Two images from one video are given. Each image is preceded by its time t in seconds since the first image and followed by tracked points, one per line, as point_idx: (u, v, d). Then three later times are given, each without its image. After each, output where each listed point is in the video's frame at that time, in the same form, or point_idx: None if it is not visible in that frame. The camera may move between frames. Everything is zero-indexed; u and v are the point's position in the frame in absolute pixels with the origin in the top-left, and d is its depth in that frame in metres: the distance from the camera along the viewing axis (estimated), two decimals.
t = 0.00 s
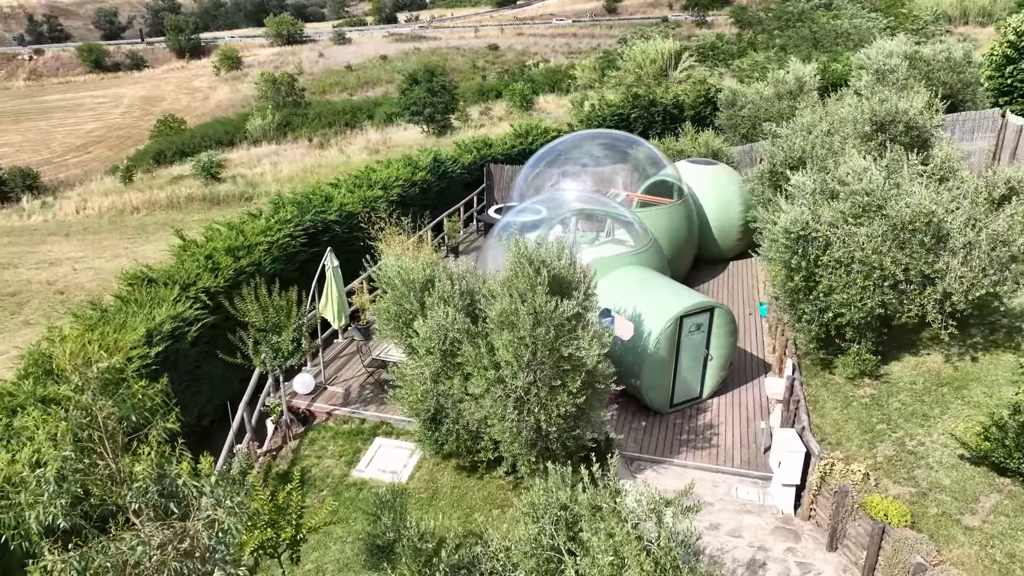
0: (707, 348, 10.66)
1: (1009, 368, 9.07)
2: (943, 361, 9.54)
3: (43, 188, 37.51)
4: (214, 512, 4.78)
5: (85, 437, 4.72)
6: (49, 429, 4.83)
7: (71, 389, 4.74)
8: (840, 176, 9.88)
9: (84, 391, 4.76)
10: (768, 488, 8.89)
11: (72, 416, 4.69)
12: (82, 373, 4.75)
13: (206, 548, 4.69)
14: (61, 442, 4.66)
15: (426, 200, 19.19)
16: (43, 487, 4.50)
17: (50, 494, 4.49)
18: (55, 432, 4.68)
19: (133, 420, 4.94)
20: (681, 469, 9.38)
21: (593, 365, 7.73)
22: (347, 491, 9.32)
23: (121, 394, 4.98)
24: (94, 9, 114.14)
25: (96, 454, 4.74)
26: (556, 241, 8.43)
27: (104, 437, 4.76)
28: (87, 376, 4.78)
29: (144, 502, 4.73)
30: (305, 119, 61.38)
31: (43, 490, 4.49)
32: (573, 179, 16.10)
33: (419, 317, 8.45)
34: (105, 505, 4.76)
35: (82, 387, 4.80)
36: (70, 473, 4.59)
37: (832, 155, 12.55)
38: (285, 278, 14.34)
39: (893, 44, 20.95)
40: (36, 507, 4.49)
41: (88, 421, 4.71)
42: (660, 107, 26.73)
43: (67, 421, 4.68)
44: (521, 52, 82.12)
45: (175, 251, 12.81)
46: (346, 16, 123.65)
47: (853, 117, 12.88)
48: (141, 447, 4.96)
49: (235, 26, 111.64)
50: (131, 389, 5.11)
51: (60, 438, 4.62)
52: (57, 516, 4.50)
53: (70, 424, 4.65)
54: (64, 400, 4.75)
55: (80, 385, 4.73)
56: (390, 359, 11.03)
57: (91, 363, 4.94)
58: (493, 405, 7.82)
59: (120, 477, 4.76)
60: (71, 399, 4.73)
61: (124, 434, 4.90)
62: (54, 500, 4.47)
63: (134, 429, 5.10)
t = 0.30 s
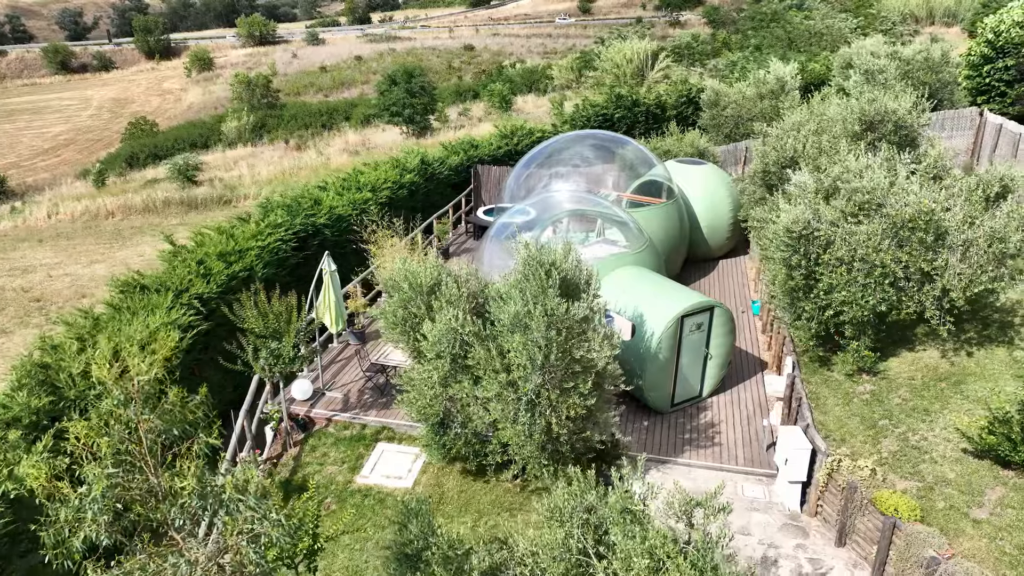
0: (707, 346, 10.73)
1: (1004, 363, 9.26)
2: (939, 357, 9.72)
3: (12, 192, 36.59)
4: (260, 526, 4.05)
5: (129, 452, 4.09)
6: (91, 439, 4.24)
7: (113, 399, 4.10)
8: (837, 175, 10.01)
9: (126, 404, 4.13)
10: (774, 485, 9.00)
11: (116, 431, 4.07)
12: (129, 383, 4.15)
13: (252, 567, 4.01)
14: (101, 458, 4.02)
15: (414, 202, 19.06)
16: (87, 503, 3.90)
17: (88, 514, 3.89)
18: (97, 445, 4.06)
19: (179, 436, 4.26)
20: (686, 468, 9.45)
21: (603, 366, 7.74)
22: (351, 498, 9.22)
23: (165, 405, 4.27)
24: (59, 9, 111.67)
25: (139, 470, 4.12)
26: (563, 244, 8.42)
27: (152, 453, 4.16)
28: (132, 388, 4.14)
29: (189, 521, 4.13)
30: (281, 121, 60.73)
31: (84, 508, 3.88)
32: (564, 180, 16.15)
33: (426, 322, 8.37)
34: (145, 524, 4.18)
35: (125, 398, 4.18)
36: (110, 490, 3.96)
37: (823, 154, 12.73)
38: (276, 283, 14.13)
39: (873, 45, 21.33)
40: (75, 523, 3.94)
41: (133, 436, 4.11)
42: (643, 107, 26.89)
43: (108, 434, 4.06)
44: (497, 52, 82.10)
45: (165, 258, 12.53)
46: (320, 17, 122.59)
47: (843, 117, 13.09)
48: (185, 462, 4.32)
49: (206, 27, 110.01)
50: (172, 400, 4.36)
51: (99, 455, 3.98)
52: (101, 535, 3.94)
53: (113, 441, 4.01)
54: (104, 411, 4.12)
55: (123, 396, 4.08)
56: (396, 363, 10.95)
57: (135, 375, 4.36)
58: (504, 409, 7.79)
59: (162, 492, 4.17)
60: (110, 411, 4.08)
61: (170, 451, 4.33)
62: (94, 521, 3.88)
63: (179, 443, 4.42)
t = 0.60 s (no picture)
0: (708, 344, 10.79)
1: (1000, 356, 9.44)
2: (937, 351, 9.87)
3: None
4: (302, 536, 3.99)
5: (169, 465, 4.06)
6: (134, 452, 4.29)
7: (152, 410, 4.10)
8: (836, 173, 10.13)
9: (170, 415, 4.16)
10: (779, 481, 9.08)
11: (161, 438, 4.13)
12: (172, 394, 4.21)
13: None
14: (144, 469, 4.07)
15: (403, 204, 18.93)
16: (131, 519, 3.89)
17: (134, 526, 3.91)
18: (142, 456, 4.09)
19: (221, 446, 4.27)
20: (692, 466, 9.51)
21: (614, 366, 7.75)
22: (357, 503, 9.12)
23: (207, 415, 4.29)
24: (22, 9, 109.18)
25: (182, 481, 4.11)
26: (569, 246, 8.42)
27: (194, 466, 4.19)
28: (174, 398, 4.16)
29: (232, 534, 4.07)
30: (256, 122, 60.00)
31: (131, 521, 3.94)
32: (556, 181, 16.19)
33: (434, 324, 8.34)
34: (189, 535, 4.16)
35: (167, 410, 4.21)
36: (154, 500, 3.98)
37: (815, 152, 12.88)
38: (268, 287, 13.94)
39: (853, 44, 21.67)
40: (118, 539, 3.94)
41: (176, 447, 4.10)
42: (627, 107, 27.02)
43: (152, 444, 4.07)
44: (473, 53, 82.01)
45: (155, 263, 12.30)
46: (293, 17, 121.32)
47: (833, 115, 13.25)
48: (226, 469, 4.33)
49: (176, 28, 108.33)
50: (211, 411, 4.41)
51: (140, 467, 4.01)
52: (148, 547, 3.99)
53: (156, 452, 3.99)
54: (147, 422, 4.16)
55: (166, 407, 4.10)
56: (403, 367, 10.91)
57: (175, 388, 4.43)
58: (516, 411, 7.76)
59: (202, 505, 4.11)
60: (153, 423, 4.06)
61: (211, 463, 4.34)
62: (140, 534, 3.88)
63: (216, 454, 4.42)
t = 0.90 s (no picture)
0: (707, 342, 10.86)
1: (996, 349, 9.63)
2: (934, 344, 10.04)
3: None
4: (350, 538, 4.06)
5: (212, 474, 4.01)
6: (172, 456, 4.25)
7: (197, 416, 4.08)
8: (833, 171, 10.31)
9: (214, 421, 4.15)
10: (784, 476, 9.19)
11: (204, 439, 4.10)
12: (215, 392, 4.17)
13: None
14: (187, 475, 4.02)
15: (392, 205, 18.79)
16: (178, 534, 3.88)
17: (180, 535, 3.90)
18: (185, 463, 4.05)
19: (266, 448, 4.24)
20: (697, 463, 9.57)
21: (625, 365, 7.76)
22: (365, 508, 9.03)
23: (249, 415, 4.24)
24: None
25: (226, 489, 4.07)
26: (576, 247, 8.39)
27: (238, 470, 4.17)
28: (218, 404, 4.14)
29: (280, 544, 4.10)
30: (232, 124, 59.16)
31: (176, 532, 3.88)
32: (548, 180, 16.21)
33: (442, 327, 8.27)
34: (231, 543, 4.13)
35: (208, 417, 4.17)
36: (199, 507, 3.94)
37: (807, 150, 13.07)
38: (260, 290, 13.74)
39: (835, 44, 21.98)
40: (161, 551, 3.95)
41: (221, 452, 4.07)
42: (611, 106, 27.13)
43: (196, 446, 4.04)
44: (450, 53, 81.86)
45: (146, 268, 12.07)
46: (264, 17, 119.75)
47: (823, 114, 13.50)
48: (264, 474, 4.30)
49: (144, 28, 106.37)
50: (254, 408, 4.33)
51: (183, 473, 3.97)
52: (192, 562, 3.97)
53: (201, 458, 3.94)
54: (191, 429, 4.13)
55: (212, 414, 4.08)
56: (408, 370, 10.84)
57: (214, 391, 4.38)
58: (527, 412, 7.75)
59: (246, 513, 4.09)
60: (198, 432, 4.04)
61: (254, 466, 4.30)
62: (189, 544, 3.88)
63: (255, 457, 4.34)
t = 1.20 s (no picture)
0: (707, 340, 10.93)
1: (990, 341, 9.83)
2: (930, 337, 10.21)
3: None
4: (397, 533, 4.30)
5: (256, 478, 4.04)
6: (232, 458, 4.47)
7: (244, 414, 4.13)
8: (830, 168, 10.46)
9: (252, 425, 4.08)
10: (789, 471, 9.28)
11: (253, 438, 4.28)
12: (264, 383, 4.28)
13: None
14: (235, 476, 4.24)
15: (381, 205, 18.65)
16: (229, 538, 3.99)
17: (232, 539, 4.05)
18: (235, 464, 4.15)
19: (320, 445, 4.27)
20: (702, 458, 9.63)
21: (636, 363, 7.79)
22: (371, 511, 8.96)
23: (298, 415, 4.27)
24: None
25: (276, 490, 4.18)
26: (582, 246, 8.39)
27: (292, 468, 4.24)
28: (259, 409, 4.08)
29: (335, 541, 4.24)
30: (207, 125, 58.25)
31: (226, 539, 3.96)
32: (541, 180, 16.24)
33: (451, 327, 8.22)
34: (279, 545, 4.16)
35: (248, 422, 4.11)
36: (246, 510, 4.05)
37: (799, 148, 13.25)
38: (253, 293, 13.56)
39: (817, 43, 22.28)
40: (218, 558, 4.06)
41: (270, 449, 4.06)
42: (595, 105, 27.23)
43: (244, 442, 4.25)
44: (426, 52, 81.53)
45: (138, 272, 11.85)
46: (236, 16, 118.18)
47: (814, 112, 13.69)
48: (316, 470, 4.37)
49: (112, 28, 104.29)
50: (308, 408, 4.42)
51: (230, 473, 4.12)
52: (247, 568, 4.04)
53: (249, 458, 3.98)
54: (232, 435, 4.30)
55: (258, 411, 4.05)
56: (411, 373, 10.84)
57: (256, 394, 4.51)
58: (539, 411, 7.74)
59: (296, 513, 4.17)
60: (246, 433, 4.00)
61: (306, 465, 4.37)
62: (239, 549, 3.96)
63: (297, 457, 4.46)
